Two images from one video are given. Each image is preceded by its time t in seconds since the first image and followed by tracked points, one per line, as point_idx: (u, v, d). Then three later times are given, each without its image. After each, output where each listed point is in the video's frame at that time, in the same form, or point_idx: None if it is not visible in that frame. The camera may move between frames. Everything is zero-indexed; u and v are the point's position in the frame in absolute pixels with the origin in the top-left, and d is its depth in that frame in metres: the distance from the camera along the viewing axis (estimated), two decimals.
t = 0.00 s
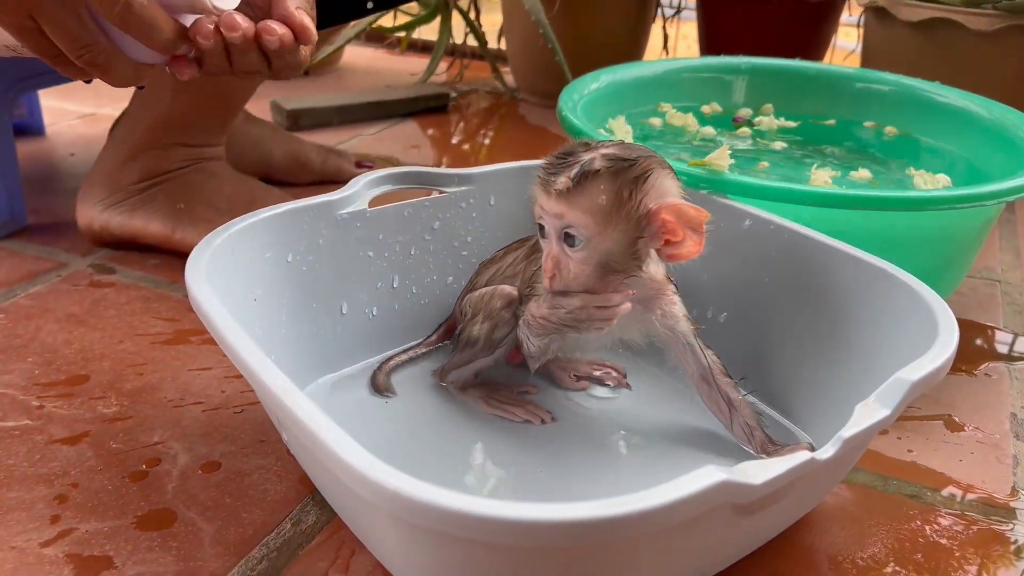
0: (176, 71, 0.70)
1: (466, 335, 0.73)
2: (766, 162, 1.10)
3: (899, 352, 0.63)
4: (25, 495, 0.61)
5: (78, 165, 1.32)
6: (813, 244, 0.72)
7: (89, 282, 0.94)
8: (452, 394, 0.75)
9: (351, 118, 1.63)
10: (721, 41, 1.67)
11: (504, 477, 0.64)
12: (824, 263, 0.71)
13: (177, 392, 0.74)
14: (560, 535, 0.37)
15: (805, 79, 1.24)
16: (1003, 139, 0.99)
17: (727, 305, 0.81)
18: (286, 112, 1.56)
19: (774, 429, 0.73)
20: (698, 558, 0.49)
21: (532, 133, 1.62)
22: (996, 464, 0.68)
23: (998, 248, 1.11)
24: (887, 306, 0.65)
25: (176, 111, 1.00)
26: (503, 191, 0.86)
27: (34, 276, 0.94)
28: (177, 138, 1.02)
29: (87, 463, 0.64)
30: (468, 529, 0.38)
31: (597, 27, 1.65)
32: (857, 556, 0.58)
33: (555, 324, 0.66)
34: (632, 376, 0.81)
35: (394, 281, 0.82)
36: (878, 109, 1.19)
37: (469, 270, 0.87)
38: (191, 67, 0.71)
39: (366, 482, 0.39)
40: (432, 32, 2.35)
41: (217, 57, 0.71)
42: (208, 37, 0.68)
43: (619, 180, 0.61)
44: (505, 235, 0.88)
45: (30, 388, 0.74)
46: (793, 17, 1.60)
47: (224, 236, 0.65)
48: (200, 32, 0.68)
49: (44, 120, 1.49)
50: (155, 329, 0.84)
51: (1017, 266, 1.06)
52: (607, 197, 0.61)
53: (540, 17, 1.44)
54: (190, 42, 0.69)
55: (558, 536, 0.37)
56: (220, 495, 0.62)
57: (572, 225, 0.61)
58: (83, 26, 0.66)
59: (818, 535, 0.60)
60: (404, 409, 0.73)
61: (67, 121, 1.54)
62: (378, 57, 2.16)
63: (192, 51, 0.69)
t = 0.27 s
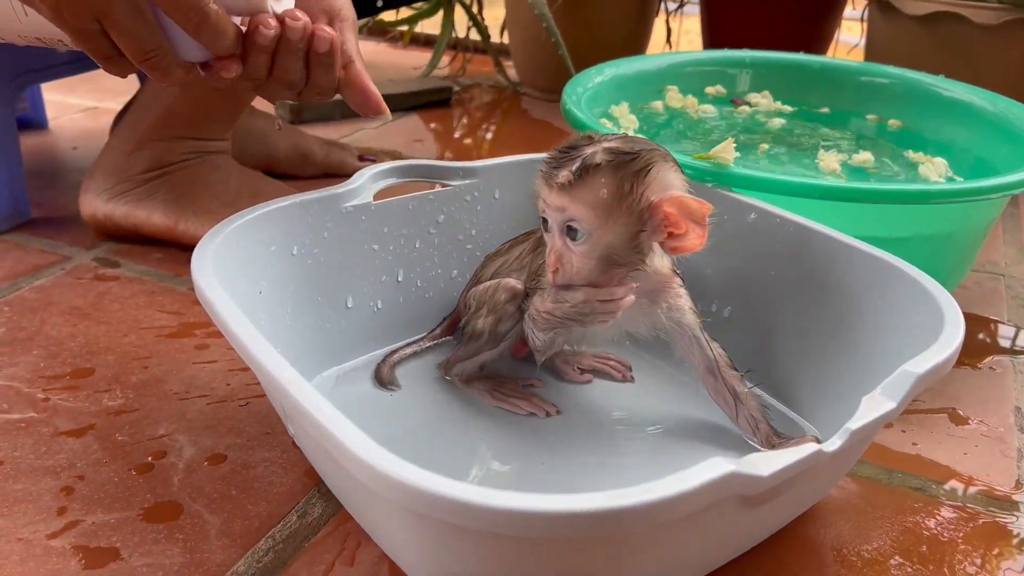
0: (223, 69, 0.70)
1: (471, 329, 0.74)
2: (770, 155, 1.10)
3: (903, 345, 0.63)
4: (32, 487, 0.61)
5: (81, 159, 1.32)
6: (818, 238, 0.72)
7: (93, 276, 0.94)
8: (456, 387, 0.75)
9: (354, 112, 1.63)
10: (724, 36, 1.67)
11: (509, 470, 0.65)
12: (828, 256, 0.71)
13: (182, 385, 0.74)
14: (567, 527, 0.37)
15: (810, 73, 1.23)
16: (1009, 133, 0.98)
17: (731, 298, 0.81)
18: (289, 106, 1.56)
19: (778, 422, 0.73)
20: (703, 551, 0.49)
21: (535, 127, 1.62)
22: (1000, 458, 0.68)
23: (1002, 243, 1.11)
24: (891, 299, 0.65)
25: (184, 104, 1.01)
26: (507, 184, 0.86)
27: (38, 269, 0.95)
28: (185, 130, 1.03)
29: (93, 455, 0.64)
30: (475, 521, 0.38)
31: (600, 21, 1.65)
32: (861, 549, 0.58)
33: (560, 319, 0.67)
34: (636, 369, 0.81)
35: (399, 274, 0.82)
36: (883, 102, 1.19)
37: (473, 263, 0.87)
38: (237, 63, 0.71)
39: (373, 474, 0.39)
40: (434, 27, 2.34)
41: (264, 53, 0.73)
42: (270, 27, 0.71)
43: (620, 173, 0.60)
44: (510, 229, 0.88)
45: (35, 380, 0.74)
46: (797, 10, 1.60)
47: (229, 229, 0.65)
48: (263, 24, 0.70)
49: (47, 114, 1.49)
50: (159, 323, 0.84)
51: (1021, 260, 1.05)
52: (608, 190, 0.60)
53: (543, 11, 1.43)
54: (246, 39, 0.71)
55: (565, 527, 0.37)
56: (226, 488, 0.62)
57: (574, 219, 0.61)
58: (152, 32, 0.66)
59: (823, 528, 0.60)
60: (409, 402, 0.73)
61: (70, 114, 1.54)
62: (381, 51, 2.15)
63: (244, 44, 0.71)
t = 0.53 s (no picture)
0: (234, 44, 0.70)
1: (470, 326, 0.74)
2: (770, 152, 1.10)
3: (903, 343, 0.63)
4: (32, 484, 0.61)
5: (81, 155, 1.32)
6: (818, 235, 0.72)
7: (93, 273, 0.94)
8: (456, 384, 0.75)
9: (354, 109, 1.62)
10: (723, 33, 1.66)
11: (509, 467, 0.65)
12: (828, 254, 0.71)
13: (182, 383, 0.74)
14: (566, 526, 0.37)
15: (810, 69, 1.23)
16: (1009, 130, 0.98)
17: (731, 296, 0.81)
18: (289, 102, 1.56)
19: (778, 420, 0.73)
20: (702, 549, 0.49)
21: (535, 123, 1.62)
22: (1000, 455, 0.68)
23: (1003, 239, 1.11)
24: (892, 297, 0.65)
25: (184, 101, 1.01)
26: (507, 181, 0.85)
27: (38, 266, 0.95)
28: (185, 126, 1.03)
29: (93, 453, 0.64)
30: (474, 519, 0.38)
31: (600, 18, 1.65)
32: (861, 546, 0.58)
33: (562, 311, 0.67)
34: (636, 366, 0.81)
35: (399, 272, 0.82)
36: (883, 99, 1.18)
37: (473, 261, 0.87)
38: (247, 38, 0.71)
39: (373, 472, 0.39)
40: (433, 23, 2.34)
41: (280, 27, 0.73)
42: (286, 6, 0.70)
43: (623, 167, 0.60)
44: (510, 226, 0.88)
45: (35, 378, 0.74)
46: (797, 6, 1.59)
47: (229, 227, 0.65)
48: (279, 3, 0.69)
49: (46, 111, 1.49)
50: (159, 320, 0.84)
51: (1022, 257, 1.05)
52: (612, 183, 0.60)
53: (543, 8, 1.43)
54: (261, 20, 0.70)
55: (564, 526, 0.37)
56: (226, 485, 0.62)
57: (576, 211, 0.61)
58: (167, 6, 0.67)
59: (822, 525, 0.60)
60: (409, 399, 0.73)
61: (70, 111, 1.54)
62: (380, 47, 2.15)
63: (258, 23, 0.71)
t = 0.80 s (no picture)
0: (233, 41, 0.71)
1: (471, 325, 0.74)
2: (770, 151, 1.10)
3: (903, 342, 0.63)
4: (32, 484, 0.61)
5: (80, 155, 1.32)
6: (817, 234, 0.72)
7: (93, 272, 0.94)
8: (456, 382, 0.75)
9: (353, 108, 1.62)
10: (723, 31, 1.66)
11: (509, 466, 0.65)
12: (827, 252, 0.71)
13: (182, 382, 0.74)
14: (565, 526, 0.37)
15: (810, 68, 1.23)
16: (1009, 129, 0.98)
17: (732, 295, 0.81)
18: (289, 101, 1.56)
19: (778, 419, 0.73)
20: (701, 549, 0.49)
21: (535, 122, 1.61)
22: (999, 454, 0.68)
23: (1002, 238, 1.11)
24: (892, 296, 0.65)
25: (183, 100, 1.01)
26: (507, 181, 0.85)
27: (38, 266, 0.94)
28: (185, 125, 1.02)
29: (93, 452, 0.64)
30: (473, 519, 0.38)
31: (600, 17, 1.64)
32: (860, 546, 0.58)
33: (564, 311, 0.66)
34: (636, 365, 0.81)
35: (399, 271, 0.82)
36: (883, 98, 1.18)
37: (473, 260, 0.87)
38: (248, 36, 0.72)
39: (372, 473, 0.39)
40: (433, 22, 2.34)
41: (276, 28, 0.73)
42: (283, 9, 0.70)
43: (620, 166, 0.60)
44: (510, 226, 0.88)
45: (35, 377, 0.74)
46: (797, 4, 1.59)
47: (229, 227, 0.65)
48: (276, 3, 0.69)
49: (46, 110, 1.49)
50: (159, 320, 0.84)
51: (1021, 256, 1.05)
52: (609, 182, 0.60)
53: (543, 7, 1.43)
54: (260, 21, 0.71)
55: (563, 527, 0.37)
56: (226, 485, 0.62)
57: (574, 212, 0.61)
58: (167, 6, 0.67)
59: (822, 525, 0.60)
60: (409, 398, 0.73)
61: (69, 110, 1.54)
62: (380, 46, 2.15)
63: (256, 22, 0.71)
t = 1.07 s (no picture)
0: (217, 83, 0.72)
1: (471, 325, 0.74)
2: (769, 151, 1.10)
3: (902, 341, 0.63)
4: (32, 484, 0.61)
5: (80, 155, 1.32)
6: (817, 234, 0.72)
7: (93, 272, 0.94)
8: (456, 382, 0.75)
9: (353, 108, 1.62)
10: (723, 31, 1.66)
11: (509, 465, 0.65)
12: (827, 252, 0.71)
13: (182, 382, 0.74)
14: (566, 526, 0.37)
15: (809, 68, 1.23)
16: (1009, 128, 0.98)
17: (732, 295, 0.82)
18: (289, 101, 1.56)
19: (778, 419, 0.73)
20: (701, 548, 0.49)
21: (535, 122, 1.61)
22: (999, 454, 0.68)
23: (1001, 238, 1.11)
24: (892, 296, 0.65)
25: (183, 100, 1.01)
26: (507, 181, 0.85)
27: (37, 266, 0.94)
28: (184, 126, 1.02)
29: (93, 453, 0.64)
30: (472, 518, 0.38)
31: (599, 16, 1.64)
32: (860, 545, 0.58)
33: (565, 307, 0.67)
34: (636, 365, 0.81)
35: (399, 272, 0.82)
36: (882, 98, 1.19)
37: (473, 260, 0.87)
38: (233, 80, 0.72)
39: (374, 472, 0.39)
40: (433, 22, 2.34)
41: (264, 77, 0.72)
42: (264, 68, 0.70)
43: (625, 163, 0.60)
44: (510, 226, 0.88)
45: (35, 377, 0.74)
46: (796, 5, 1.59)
47: (228, 227, 0.65)
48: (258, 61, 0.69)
49: (46, 110, 1.49)
50: (159, 320, 0.84)
51: (1021, 256, 1.05)
52: (613, 179, 0.60)
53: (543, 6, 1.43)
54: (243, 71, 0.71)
55: (564, 526, 0.37)
56: (227, 485, 0.62)
57: (579, 208, 0.61)
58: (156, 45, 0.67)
59: (821, 524, 0.60)
60: (409, 398, 0.73)
61: (69, 110, 1.54)
62: (379, 46, 2.14)
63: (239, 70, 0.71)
